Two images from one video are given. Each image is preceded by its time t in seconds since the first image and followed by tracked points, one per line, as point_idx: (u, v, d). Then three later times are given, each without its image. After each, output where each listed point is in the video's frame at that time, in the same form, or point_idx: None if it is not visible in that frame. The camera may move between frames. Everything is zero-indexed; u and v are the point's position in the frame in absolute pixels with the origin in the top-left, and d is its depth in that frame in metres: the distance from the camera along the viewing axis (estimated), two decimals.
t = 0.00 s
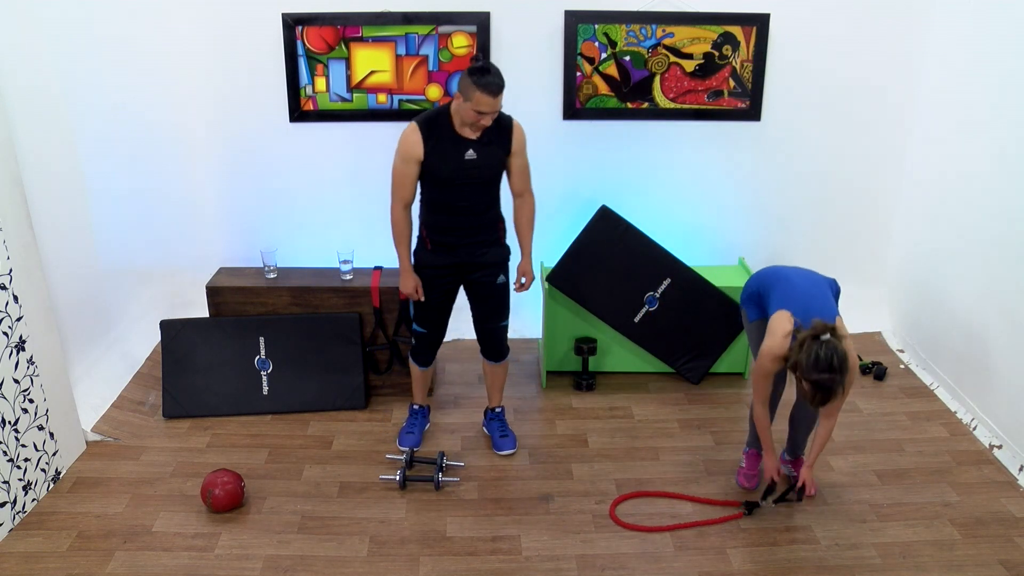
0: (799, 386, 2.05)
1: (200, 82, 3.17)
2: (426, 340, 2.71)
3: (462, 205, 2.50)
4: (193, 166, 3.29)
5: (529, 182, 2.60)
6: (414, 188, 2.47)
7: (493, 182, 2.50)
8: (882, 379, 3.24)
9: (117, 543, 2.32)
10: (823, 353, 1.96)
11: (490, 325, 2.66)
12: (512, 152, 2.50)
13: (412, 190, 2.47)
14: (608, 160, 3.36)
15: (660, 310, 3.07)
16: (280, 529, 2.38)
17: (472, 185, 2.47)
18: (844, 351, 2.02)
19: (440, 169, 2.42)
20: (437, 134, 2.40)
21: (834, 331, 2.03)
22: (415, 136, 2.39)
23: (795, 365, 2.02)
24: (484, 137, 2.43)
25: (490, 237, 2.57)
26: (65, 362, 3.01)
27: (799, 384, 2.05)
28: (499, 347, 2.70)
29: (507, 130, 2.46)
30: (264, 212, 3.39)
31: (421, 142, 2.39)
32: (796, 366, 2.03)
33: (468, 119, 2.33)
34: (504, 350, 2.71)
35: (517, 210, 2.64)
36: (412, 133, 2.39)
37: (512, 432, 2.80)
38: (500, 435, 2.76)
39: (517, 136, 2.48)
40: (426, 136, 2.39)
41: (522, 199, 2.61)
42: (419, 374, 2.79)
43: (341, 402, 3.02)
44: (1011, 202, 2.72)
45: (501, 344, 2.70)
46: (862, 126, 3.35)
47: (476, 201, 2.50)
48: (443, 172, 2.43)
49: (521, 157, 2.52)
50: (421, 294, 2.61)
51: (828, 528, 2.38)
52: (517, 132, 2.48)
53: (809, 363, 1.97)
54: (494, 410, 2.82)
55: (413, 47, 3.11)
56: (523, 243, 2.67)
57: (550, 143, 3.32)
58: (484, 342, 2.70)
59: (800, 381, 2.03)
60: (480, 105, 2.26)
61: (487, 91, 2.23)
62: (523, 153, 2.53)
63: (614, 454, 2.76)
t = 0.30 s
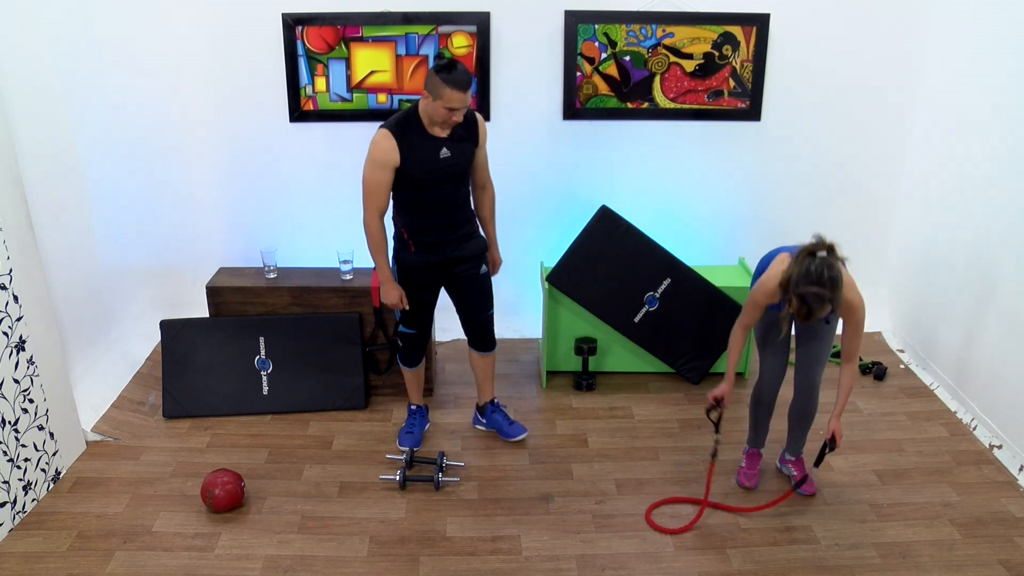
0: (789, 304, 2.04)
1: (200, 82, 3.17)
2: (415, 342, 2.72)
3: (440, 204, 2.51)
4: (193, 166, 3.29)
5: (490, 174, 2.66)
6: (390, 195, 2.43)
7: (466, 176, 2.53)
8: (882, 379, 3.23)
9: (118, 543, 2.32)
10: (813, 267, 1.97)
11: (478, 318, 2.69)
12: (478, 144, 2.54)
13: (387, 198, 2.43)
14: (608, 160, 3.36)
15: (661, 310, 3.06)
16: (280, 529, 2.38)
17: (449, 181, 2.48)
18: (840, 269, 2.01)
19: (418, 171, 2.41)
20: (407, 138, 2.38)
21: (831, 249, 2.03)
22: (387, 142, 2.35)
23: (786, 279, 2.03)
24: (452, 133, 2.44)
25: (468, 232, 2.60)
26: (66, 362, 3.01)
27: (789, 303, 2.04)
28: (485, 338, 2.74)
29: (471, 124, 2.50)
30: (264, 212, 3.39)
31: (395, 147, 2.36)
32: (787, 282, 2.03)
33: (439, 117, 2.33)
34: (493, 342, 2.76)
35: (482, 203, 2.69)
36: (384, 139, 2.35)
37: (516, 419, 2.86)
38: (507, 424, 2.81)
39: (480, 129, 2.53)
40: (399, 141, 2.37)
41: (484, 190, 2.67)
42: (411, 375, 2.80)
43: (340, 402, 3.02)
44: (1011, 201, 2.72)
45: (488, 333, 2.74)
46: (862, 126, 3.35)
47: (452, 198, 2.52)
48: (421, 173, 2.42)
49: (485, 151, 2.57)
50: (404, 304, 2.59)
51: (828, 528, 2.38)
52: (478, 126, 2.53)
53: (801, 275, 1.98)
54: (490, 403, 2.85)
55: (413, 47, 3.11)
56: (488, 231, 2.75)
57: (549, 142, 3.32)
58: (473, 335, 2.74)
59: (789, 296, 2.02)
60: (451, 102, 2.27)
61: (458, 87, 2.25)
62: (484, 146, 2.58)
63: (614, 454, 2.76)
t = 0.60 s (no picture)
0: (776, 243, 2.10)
1: (200, 82, 3.17)
2: (418, 341, 2.73)
3: (442, 200, 2.52)
4: (193, 166, 3.29)
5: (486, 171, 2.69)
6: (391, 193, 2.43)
7: (466, 170, 2.55)
8: (881, 379, 3.23)
9: (118, 543, 2.32)
10: (796, 203, 2.02)
11: (479, 310, 2.75)
12: (476, 137, 2.56)
13: (388, 198, 2.43)
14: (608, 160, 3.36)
15: (661, 310, 3.06)
16: (280, 529, 2.38)
17: (450, 176, 2.50)
18: (827, 209, 2.04)
19: (419, 167, 2.42)
20: (406, 136, 2.39)
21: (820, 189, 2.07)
22: (386, 140, 2.35)
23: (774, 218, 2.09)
24: (450, 128, 2.46)
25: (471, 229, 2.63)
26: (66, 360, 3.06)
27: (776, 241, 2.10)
28: (478, 330, 2.82)
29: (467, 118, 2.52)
30: (264, 212, 3.39)
31: (395, 145, 2.37)
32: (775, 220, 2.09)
33: (433, 112, 2.33)
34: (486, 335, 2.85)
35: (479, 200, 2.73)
36: (384, 139, 2.35)
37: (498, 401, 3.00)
38: (489, 404, 2.96)
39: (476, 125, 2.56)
40: (399, 139, 2.38)
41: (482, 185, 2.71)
42: (413, 374, 2.80)
43: (340, 402, 3.02)
44: (1011, 201, 2.72)
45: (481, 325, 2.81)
46: (862, 126, 3.35)
47: (453, 193, 2.53)
48: (422, 169, 2.43)
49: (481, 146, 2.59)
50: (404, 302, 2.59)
51: (829, 528, 2.38)
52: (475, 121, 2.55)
53: (784, 211, 2.04)
54: (475, 382, 3.00)
55: (413, 47, 3.11)
56: (483, 223, 2.79)
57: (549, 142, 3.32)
58: (469, 327, 2.81)
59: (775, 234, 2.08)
60: (443, 95, 2.27)
61: (447, 79, 2.26)
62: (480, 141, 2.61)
63: (614, 454, 2.76)
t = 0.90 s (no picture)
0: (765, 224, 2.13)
1: (200, 82, 3.17)
2: (428, 339, 2.73)
3: (459, 195, 2.55)
4: (193, 167, 3.29)
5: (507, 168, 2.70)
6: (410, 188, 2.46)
7: (485, 167, 2.57)
8: (882, 379, 3.23)
9: (117, 543, 2.32)
10: (782, 186, 2.05)
11: (483, 306, 2.77)
12: (495, 135, 2.58)
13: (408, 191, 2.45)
14: (609, 160, 3.36)
15: (661, 310, 3.06)
16: (280, 529, 2.38)
17: (468, 172, 2.52)
18: (817, 194, 2.04)
19: (437, 163, 2.45)
20: (427, 131, 2.42)
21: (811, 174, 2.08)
22: (406, 135, 2.38)
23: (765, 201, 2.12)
24: (469, 124, 2.48)
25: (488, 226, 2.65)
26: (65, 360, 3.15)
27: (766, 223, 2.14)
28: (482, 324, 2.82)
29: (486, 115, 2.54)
30: (264, 212, 3.39)
31: (415, 140, 2.39)
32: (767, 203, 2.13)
33: (452, 107, 2.36)
34: (487, 328, 2.83)
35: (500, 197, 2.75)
36: (404, 133, 2.38)
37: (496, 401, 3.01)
38: (488, 404, 2.96)
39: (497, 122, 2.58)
40: (419, 134, 2.41)
41: (502, 182, 2.73)
42: (418, 373, 2.81)
43: (340, 402, 3.02)
44: (1011, 201, 2.72)
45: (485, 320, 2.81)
46: (862, 126, 3.35)
47: (471, 188, 2.56)
48: (441, 165, 2.46)
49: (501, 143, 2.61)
50: (425, 293, 2.60)
51: (829, 528, 2.38)
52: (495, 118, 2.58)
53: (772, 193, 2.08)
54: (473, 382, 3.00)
55: (413, 47, 3.11)
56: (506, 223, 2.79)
57: (549, 143, 3.32)
58: (470, 320, 2.81)
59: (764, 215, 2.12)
60: (460, 89, 2.30)
61: (463, 74, 2.28)
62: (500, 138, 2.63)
63: (614, 454, 2.76)
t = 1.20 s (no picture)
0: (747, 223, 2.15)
1: (200, 82, 3.16)
2: (436, 334, 2.73)
3: (472, 192, 2.55)
4: (192, 167, 3.29)
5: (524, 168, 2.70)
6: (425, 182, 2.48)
7: (500, 166, 2.57)
8: (882, 379, 3.23)
9: (117, 543, 2.32)
10: (757, 186, 2.07)
11: (489, 304, 2.77)
12: (513, 137, 2.58)
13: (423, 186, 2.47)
14: (609, 159, 3.36)
15: (661, 310, 3.06)
16: (280, 529, 2.38)
17: (483, 170, 2.53)
18: (793, 195, 2.04)
19: (451, 159, 2.46)
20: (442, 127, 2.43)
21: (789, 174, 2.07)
22: (424, 130, 2.40)
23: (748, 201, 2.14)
24: (485, 124, 2.49)
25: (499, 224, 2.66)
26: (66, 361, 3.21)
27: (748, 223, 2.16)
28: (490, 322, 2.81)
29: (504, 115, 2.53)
30: (264, 212, 3.39)
31: (431, 136, 2.41)
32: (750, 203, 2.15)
33: (468, 106, 2.37)
34: (495, 326, 2.84)
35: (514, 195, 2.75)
36: (421, 128, 2.40)
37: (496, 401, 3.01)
38: (489, 404, 2.96)
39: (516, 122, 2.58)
40: (434, 130, 2.42)
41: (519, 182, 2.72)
42: (423, 369, 2.81)
43: (341, 402, 3.02)
44: (1011, 201, 2.72)
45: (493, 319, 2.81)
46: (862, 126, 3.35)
47: (483, 186, 2.56)
48: (455, 162, 2.47)
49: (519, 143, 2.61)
50: (432, 285, 2.62)
51: (828, 528, 2.38)
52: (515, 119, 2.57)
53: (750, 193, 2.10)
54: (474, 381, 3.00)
55: (413, 47, 3.11)
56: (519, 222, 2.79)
57: (550, 143, 3.32)
58: (478, 318, 2.81)
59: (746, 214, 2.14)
60: (477, 88, 2.31)
61: (482, 74, 2.29)
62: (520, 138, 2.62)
63: (614, 454, 2.76)
